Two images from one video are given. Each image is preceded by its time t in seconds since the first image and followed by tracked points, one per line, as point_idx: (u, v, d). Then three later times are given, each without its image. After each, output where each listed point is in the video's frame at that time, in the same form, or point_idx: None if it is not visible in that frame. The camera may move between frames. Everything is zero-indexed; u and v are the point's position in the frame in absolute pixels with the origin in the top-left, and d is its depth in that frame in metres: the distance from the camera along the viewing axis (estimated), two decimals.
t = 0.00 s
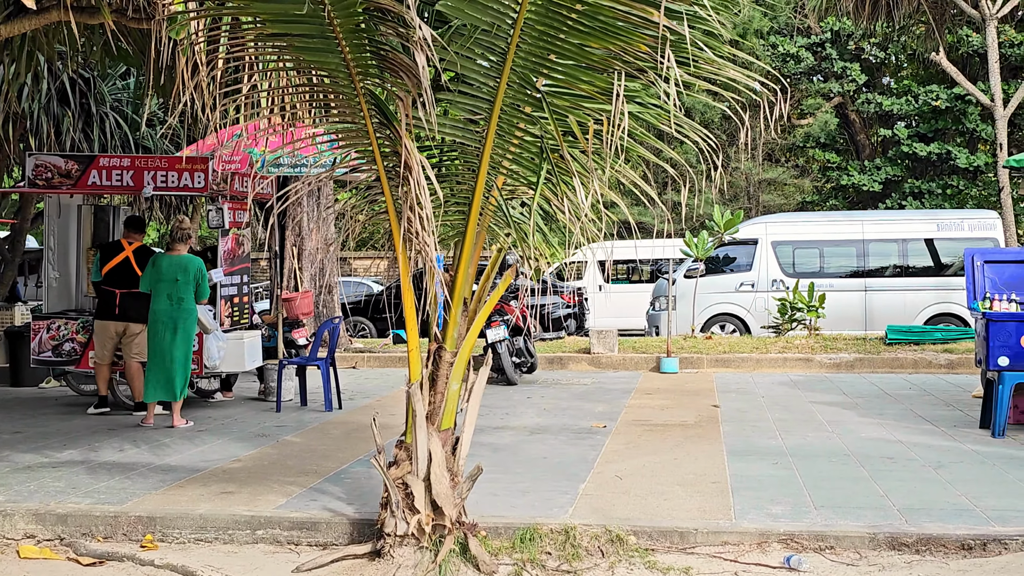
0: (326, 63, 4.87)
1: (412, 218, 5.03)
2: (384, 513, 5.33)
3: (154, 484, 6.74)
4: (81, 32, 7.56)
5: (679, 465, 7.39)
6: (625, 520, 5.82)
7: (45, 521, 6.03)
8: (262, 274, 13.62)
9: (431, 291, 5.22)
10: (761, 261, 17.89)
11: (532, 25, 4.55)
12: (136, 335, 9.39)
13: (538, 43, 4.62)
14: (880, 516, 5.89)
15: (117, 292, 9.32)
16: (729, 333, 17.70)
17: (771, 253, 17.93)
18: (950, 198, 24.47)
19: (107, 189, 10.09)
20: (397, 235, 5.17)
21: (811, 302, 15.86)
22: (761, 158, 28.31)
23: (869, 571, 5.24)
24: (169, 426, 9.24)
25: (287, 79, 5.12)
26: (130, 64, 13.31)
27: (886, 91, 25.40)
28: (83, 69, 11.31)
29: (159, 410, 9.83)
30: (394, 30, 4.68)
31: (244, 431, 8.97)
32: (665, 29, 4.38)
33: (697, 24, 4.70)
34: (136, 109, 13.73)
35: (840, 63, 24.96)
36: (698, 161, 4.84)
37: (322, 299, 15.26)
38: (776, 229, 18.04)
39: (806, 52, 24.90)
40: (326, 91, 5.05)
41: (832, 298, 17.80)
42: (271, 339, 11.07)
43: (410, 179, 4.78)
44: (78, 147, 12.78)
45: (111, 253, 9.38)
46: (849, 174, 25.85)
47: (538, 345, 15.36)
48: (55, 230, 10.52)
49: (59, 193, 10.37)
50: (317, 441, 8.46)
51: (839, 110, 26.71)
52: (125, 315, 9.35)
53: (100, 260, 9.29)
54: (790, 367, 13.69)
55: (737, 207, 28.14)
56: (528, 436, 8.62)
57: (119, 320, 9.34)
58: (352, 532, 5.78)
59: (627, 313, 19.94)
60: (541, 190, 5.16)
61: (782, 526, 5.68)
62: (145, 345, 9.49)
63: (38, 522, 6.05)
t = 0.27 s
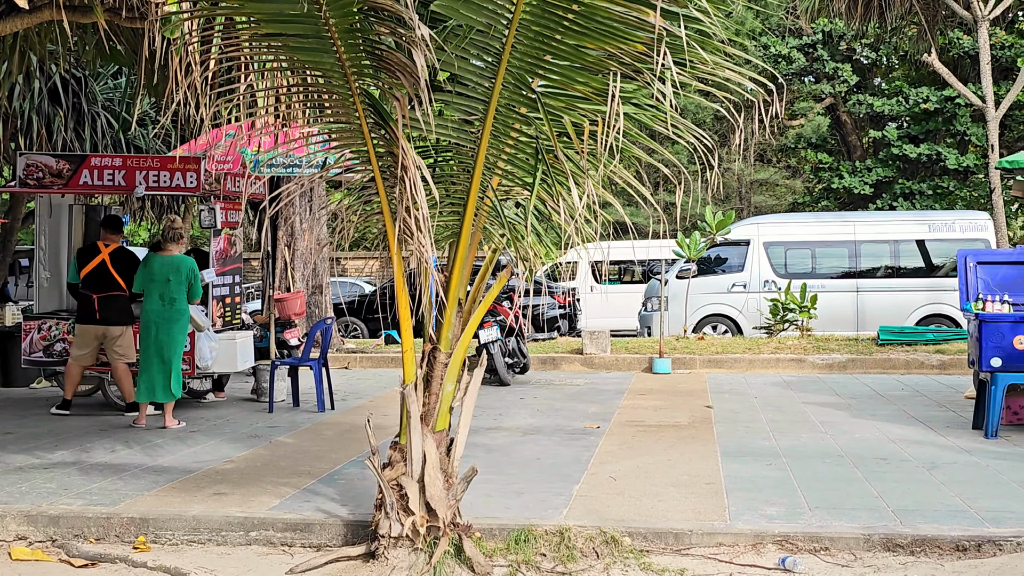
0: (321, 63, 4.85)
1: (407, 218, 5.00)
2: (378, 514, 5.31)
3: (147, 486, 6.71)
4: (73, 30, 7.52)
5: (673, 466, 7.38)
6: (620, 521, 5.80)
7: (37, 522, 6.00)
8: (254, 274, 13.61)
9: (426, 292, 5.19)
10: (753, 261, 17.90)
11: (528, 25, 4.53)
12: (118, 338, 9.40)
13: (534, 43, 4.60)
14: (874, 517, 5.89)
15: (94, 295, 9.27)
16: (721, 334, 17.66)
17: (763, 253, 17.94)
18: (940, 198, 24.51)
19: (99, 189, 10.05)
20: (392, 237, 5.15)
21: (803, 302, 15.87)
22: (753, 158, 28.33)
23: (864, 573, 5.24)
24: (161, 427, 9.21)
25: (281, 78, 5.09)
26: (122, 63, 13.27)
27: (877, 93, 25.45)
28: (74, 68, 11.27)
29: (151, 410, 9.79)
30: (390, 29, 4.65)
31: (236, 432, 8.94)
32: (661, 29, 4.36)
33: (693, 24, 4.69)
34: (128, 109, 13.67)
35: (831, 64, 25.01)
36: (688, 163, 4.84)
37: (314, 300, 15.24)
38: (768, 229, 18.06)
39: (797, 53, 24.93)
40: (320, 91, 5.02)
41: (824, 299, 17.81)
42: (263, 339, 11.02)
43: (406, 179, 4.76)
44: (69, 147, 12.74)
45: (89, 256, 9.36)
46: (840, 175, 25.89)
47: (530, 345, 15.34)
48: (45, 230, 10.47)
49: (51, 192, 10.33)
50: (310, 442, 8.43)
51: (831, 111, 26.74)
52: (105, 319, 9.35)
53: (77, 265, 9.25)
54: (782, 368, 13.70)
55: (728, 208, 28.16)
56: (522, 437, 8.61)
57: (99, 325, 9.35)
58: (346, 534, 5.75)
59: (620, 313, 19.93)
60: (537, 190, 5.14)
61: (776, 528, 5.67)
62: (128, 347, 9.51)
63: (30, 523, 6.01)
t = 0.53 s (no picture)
0: (323, 57, 4.81)
1: (410, 215, 4.96)
2: (380, 513, 5.28)
3: (146, 484, 6.67)
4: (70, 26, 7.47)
5: (673, 464, 7.35)
6: (622, 520, 5.77)
7: (36, 520, 5.96)
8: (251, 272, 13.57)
9: (429, 289, 5.15)
10: (750, 260, 17.87)
11: (533, 20, 4.50)
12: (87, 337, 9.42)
13: (539, 38, 4.56)
14: (878, 516, 5.87)
15: (69, 293, 9.35)
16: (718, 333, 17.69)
17: (760, 252, 17.92)
18: (936, 197, 24.53)
19: (95, 186, 9.99)
20: (395, 234, 5.10)
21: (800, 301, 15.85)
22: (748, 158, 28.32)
23: (869, 572, 5.21)
24: (158, 425, 9.17)
25: (282, 74, 5.05)
26: (118, 60, 13.20)
27: (873, 92, 25.46)
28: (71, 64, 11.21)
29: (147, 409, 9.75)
30: (394, 23, 4.61)
31: (234, 430, 8.89)
32: (668, 23, 4.33)
33: (699, 19, 4.66)
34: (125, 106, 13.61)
35: (827, 63, 25.01)
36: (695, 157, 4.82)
37: (311, 298, 15.21)
38: (765, 228, 18.05)
39: (793, 52, 24.93)
40: (321, 86, 4.98)
41: (821, 298, 17.80)
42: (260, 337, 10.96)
43: (409, 175, 4.72)
44: (66, 144, 12.69)
45: (63, 255, 9.44)
46: (835, 174, 25.89)
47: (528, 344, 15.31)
48: (42, 227, 10.44)
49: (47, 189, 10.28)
50: (309, 441, 8.40)
51: (826, 111, 26.75)
52: (75, 318, 9.40)
53: (48, 265, 9.35)
54: (780, 367, 13.68)
55: (724, 207, 28.14)
56: (521, 435, 8.58)
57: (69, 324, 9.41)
58: (347, 533, 5.72)
59: (617, 311, 19.89)
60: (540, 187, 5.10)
61: (779, 526, 5.65)
62: (106, 343, 9.62)
63: (28, 522, 5.97)
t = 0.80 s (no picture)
0: (337, 46, 4.73)
1: (426, 205, 4.88)
2: (393, 509, 5.21)
3: (154, 479, 6.60)
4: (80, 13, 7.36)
5: (686, 460, 7.28)
6: (637, 516, 5.70)
7: (43, 515, 5.89)
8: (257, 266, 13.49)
9: (444, 280, 5.07)
10: (756, 256, 17.80)
11: (553, 7, 4.43)
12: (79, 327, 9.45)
13: (558, 25, 4.49)
14: (896, 512, 5.79)
15: (60, 284, 9.41)
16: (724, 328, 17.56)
17: (765, 247, 17.85)
18: (939, 193, 24.46)
19: (100, 178, 9.90)
20: (409, 227, 5.02)
21: (807, 296, 15.78)
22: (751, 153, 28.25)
23: (889, 569, 5.14)
24: (164, 419, 9.10)
25: (293, 64, 4.96)
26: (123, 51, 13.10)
27: (877, 88, 25.38)
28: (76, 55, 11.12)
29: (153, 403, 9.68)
30: (412, 10, 4.53)
31: (241, 424, 8.82)
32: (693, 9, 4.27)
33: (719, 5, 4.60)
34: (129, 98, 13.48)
35: (831, 58, 24.94)
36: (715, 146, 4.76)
37: (316, 292, 15.13)
38: (771, 223, 17.97)
39: (797, 48, 24.84)
40: (334, 75, 4.89)
41: (827, 293, 17.72)
42: (266, 332, 10.88)
43: (427, 165, 4.63)
44: (70, 136, 12.60)
45: (52, 246, 9.45)
46: (838, 170, 25.81)
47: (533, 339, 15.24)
48: (46, 218, 10.37)
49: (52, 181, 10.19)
50: (316, 436, 8.33)
51: (829, 106, 26.66)
52: (65, 309, 9.43)
53: (38, 257, 9.40)
54: (787, 362, 13.62)
55: (727, 203, 28.07)
56: (530, 430, 8.51)
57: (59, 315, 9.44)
58: (359, 528, 5.65)
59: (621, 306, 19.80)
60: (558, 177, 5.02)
61: (796, 523, 5.57)
62: (100, 335, 9.64)
63: (35, 516, 5.90)
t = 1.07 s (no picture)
0: (374, 28, 4.56)
1: (467, 193, 4.71)
2: (428, 506, 5.05)
3: (178, 474, 6.46)
4: None
5: (720, 456, 7.13)
6: (677, 514, 5.54)
7: (67, 510, 5.75)
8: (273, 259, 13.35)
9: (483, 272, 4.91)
10: (775, 249, 17.62)
11: None
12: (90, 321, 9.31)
13: (606, 4, 4.32)
14: (943, 511, 5.63)
15: (71, 276, 9.26)
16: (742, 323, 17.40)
17: (784, 241, 17.66)
18: (954, 187, 24.26)
19: (119, 168, 9.74)
20: (448, 217, 4.86)
21: (829, 291, 15.64)
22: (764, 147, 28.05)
23: (941, 569, 4.98)
24: (184, 413, 8.96)
25: (327, 47, 4.79)
26: (139, 40, 12.94)
27: (892, 81, 25.17)
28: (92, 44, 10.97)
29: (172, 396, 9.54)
30: None
31: (263, 418, 8.68)
32: None
33: None
34: (145, 88, 13.34)
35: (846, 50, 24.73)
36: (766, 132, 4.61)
37: (332, 284, 14.99)
38: (790, 217, 17.78)
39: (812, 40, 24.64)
40: (369, 59, 4.72)
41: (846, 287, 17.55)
42: (284, 324, 10.73)
43: (470, 151, 4.47)
44: (86, 126, 12.46)
45: (64, 236, 9.28)
46: (852, 163, 25.61)
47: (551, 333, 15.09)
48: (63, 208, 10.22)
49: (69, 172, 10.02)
50: (340, 430, 8.18)
51: (843, 99, 26.45)
52: (76, 301, 9.29)
53: (51, 247, 9.23)
54: (809, 357, 13.45)
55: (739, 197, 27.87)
56: (557, 425, 8.36)
57: (70, 307, 9.30)
58: (391, 525, 5.50)
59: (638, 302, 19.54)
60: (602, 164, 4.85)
61: (842, 521, 5.41)
62: (113, 328, 9.49)
63: (59, 511, 5.76)
